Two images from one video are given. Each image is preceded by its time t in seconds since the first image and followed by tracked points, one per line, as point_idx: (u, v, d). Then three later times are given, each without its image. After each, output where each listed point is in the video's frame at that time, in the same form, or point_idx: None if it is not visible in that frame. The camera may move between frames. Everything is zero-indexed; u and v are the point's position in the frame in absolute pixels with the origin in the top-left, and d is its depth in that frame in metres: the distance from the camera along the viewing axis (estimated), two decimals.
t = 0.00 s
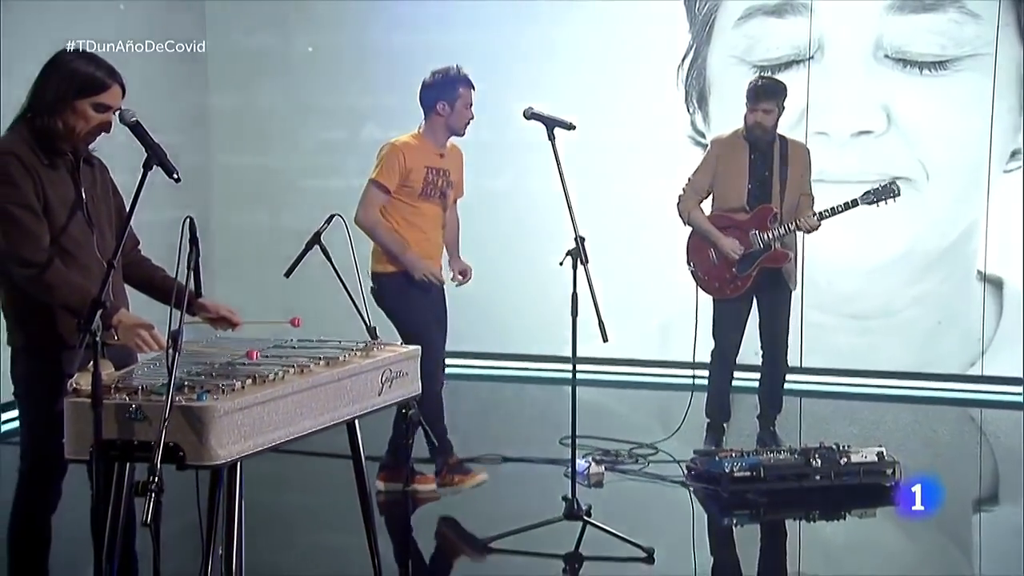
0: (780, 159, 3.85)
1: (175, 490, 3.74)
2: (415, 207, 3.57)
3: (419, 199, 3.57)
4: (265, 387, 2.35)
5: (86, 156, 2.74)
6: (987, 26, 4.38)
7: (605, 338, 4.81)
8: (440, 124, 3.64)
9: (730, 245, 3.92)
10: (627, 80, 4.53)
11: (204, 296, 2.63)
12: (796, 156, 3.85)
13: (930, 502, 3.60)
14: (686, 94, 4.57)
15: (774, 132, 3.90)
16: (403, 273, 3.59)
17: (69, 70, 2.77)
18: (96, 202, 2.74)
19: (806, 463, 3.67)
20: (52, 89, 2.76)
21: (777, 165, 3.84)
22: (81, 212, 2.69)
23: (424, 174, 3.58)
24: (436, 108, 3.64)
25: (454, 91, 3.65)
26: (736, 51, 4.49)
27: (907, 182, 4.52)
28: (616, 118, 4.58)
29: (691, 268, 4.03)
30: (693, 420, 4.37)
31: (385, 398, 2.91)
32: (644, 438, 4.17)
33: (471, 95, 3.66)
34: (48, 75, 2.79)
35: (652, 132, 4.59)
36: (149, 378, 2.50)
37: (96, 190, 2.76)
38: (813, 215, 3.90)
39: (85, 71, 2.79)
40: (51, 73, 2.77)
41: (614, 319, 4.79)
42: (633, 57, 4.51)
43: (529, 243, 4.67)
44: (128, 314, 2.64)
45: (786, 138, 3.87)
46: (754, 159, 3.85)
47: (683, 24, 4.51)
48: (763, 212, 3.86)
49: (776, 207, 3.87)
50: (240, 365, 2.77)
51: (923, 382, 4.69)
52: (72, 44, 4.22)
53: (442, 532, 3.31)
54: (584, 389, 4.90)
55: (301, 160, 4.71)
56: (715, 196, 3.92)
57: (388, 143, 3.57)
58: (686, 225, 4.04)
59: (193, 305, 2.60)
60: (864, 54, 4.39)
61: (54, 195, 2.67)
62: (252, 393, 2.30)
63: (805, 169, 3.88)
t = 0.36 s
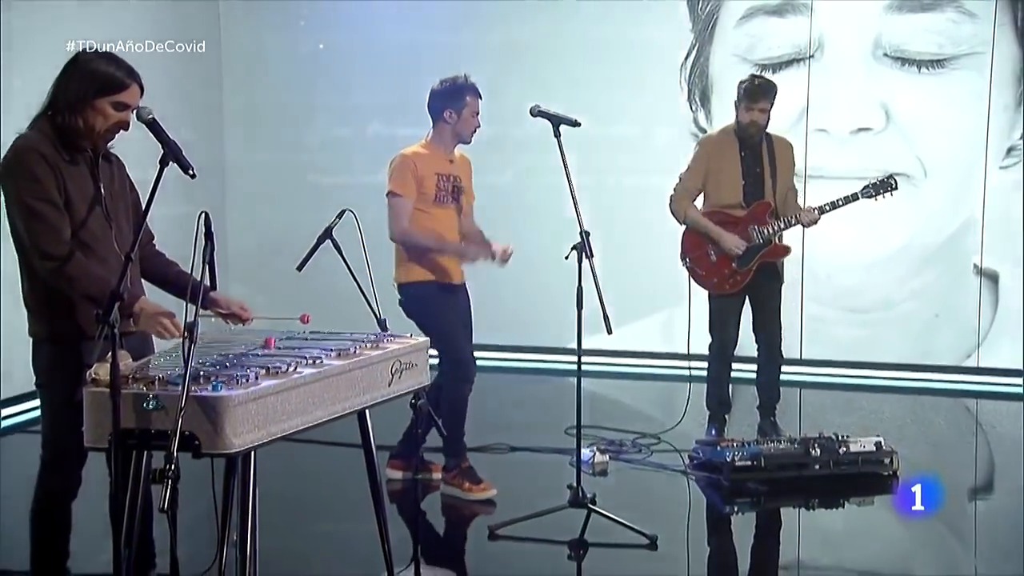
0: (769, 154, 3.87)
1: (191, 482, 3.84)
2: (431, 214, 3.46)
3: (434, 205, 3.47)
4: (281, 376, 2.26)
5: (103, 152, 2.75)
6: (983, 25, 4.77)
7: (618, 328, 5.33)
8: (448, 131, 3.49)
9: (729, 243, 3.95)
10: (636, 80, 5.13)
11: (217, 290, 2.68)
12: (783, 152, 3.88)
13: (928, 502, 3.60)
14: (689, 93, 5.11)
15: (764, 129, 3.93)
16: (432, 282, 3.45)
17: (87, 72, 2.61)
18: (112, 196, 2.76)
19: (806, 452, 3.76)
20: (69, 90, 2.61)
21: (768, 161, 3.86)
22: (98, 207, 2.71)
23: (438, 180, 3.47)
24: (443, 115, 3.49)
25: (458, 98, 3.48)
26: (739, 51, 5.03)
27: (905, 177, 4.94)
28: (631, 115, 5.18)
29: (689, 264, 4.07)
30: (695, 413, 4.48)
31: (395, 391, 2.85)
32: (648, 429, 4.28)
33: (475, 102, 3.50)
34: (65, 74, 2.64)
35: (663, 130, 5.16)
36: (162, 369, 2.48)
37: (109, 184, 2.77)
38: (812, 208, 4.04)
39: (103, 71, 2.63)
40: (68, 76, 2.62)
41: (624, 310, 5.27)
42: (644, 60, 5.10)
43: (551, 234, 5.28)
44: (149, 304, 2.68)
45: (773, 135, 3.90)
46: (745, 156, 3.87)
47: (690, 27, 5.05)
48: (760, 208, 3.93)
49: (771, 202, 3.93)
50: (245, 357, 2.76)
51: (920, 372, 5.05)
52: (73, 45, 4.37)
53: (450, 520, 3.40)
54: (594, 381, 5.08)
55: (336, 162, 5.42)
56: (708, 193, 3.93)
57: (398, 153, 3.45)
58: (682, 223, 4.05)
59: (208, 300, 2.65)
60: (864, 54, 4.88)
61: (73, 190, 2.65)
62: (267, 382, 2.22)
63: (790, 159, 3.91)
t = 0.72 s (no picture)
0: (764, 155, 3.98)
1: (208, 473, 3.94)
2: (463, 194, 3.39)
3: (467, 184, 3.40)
4: (294, 369, 2.30)
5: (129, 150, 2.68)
6: (980, 27, 4.96)
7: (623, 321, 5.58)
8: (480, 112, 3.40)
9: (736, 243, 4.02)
10: (643, 80, 5.39)
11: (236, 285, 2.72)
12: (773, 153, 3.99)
13: (928, 503, 3.61)
14: (693, 93, 5.35)
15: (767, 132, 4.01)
16: (460, 267, 3.41)
17: (113, 74, 2.55)
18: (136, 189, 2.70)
19: (807, 444, 3.86)
20: (95, 91, 2.57)
21: (762, 161, 3.98)
22: (121, 204, 2.65)
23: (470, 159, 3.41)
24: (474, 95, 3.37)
25: (490, 79, 3.35)
26: (741, 51, 5.24)
27: (904, 176, 5.14)
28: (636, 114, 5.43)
29: (696, 265, 4.12)
30: (699, 406, 4.58)
31: (407, 384, 2.89)
32: (653, 422, 4.38)
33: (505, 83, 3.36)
34: (94, 74, 2.59)
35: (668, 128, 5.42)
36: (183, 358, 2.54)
37: (133, 181, 2.71)
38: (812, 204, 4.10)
39: (127, 72, 2.56)
40: (95, 77, 2.57)
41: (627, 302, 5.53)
42: (648, 61, 5.38)
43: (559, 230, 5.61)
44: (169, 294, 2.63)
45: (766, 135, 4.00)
46: (741, 157, 3.95)
47: (694, 27, 5.29)
48: (762, 207, 4.02)
49: (770, 199, 4.03)
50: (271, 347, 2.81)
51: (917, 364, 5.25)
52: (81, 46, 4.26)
53: (459, 511, 3.50)
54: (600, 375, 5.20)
55: (354, 159, 5.79)
56: (710, 194, 4.00)
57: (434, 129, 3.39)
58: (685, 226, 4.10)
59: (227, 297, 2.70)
60: (863, 55, 5.09)
61: (95, 187, 2.59)
62: (279, 373, 2.26)
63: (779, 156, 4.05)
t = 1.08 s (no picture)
0: (769, 154, 4.07)
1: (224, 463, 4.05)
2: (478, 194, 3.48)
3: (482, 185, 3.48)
4: (306, 362, 2.38)
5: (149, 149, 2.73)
6: (977, 28, 5.10)
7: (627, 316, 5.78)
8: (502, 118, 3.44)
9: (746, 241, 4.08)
10: (648, 79, 5.57)
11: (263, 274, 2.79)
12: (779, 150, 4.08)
13: (927, 503, 3.63)
14: (697, 92, 5.52)
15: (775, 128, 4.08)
16: (472, 265, 3.50)
17: (136, 73, 2.61)
18: (156, 188, 2.75)
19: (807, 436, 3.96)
20: (116, 90, 2.61)
21: (771, 160, 4.08)
22: (139, 199, 2.70)
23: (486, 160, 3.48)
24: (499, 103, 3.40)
25: (516, 89, 3.38)
26: (744, 52, 5.42)
27: (904, 174, 5.29)
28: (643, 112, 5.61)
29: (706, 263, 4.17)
30: (703, 399, 4.68)
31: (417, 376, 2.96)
32: (658, 413, 4.49)
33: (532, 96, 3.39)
34: (113, 74, 2.64)
35: (674, 125, 5.58)
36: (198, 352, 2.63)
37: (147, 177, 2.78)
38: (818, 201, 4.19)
39: (152, 73, 2.63)
40: (117, 77, 2.61)
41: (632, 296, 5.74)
42: (654, 61, 5.55)
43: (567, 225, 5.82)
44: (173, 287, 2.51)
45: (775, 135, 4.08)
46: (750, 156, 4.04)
47: (698, 28, 5.47)
48: (769, 204, 4.13)
49: (776, 196, 4.14)
50: (289, 337, 2.91)
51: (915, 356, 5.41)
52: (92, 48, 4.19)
53: (468, 500, 3.60)
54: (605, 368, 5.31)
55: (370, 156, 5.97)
56: (720, 193, 4.09)
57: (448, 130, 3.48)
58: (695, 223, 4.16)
59: (255, 285, 2.77)
60: (863, 56, 5.25)
61: (112, 182, 2.63)
62: (292, 366, 2.33)
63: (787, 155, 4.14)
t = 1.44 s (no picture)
0: (784, 150, 4.16)
1: (239, 455, 4.15)
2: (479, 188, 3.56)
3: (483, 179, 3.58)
4: (321, 357, 2.45)
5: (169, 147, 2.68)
6: (976, 30, 5.23)
7: (631, 311, 5.92)
8: (498, 114, 3.54)
9: (748, 232, 4.16)
10: (654, 79, 5.69)
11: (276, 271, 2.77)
12: (796, 147, 4.17)
13: (928, 502, 3.64)
14: (701, 92, 5.65)
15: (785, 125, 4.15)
16: (479, 257, 3.59)
17: (161, 76, 2.54)
18: (172, 186, 2.71)
19: (809, 428, 4.08)
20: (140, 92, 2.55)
21: (782, 157, 4.16)
22: (151, 198, 2.65)
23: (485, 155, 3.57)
24: (496, 99, 3.51)
25: (511, 85, 3.49)
26: (746, 53, 5.54)
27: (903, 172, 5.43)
28: (649, 112, 5.73)
29: (709, 253, 4.26)
30: (705, 393, 4.78)
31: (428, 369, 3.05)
32: (661, 407, 4.59)
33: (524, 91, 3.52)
34: (138, 74, 2.57)
35: (679, 124, 5.71)
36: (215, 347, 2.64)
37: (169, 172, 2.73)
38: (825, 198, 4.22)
39: (174, 75, 2.56)
40: (142, 78, 2.55)
41: (636, 292, 5.89)
42: (660, 61, 5.68)
43: (572, 222, 5.96)
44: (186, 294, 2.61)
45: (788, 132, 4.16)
46: (760, 152, 4.14)
47: (702, 30, 5.59)
48: (776, 199, 4.19)
49: (785, 192, 4.20)
50: (306, 332, 2.98)
51: (915, 351, 5.53)
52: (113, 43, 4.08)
53: (478, 490, 3.70)
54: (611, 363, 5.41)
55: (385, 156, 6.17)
56: (728, 185, 4.20)
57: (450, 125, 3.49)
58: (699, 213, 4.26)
59: (269, 282, 2.76)
60: (864, 57, 5.39)
61: (122, 179, 2.59)
62: (306, 361, 2.41)
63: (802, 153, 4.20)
